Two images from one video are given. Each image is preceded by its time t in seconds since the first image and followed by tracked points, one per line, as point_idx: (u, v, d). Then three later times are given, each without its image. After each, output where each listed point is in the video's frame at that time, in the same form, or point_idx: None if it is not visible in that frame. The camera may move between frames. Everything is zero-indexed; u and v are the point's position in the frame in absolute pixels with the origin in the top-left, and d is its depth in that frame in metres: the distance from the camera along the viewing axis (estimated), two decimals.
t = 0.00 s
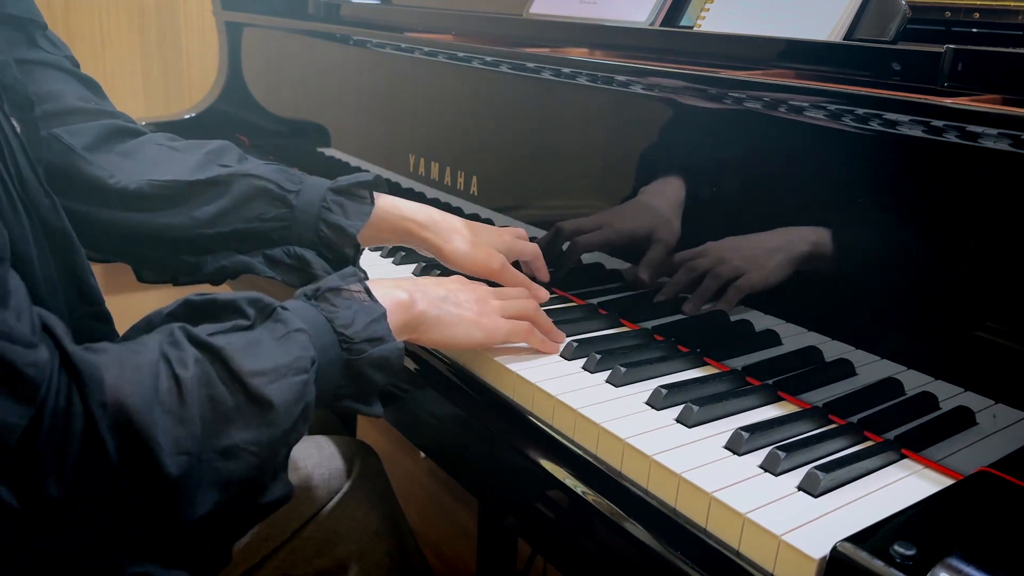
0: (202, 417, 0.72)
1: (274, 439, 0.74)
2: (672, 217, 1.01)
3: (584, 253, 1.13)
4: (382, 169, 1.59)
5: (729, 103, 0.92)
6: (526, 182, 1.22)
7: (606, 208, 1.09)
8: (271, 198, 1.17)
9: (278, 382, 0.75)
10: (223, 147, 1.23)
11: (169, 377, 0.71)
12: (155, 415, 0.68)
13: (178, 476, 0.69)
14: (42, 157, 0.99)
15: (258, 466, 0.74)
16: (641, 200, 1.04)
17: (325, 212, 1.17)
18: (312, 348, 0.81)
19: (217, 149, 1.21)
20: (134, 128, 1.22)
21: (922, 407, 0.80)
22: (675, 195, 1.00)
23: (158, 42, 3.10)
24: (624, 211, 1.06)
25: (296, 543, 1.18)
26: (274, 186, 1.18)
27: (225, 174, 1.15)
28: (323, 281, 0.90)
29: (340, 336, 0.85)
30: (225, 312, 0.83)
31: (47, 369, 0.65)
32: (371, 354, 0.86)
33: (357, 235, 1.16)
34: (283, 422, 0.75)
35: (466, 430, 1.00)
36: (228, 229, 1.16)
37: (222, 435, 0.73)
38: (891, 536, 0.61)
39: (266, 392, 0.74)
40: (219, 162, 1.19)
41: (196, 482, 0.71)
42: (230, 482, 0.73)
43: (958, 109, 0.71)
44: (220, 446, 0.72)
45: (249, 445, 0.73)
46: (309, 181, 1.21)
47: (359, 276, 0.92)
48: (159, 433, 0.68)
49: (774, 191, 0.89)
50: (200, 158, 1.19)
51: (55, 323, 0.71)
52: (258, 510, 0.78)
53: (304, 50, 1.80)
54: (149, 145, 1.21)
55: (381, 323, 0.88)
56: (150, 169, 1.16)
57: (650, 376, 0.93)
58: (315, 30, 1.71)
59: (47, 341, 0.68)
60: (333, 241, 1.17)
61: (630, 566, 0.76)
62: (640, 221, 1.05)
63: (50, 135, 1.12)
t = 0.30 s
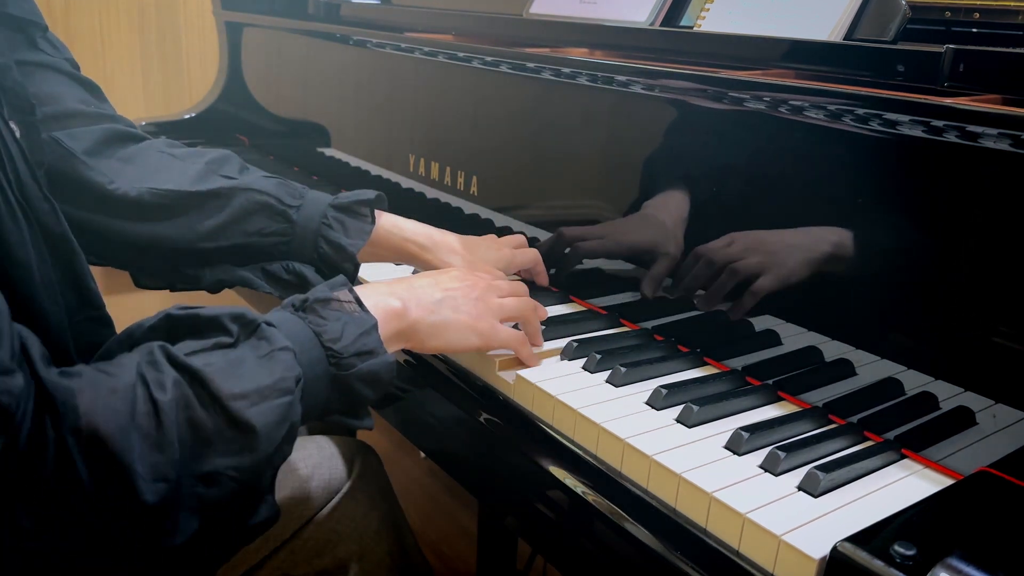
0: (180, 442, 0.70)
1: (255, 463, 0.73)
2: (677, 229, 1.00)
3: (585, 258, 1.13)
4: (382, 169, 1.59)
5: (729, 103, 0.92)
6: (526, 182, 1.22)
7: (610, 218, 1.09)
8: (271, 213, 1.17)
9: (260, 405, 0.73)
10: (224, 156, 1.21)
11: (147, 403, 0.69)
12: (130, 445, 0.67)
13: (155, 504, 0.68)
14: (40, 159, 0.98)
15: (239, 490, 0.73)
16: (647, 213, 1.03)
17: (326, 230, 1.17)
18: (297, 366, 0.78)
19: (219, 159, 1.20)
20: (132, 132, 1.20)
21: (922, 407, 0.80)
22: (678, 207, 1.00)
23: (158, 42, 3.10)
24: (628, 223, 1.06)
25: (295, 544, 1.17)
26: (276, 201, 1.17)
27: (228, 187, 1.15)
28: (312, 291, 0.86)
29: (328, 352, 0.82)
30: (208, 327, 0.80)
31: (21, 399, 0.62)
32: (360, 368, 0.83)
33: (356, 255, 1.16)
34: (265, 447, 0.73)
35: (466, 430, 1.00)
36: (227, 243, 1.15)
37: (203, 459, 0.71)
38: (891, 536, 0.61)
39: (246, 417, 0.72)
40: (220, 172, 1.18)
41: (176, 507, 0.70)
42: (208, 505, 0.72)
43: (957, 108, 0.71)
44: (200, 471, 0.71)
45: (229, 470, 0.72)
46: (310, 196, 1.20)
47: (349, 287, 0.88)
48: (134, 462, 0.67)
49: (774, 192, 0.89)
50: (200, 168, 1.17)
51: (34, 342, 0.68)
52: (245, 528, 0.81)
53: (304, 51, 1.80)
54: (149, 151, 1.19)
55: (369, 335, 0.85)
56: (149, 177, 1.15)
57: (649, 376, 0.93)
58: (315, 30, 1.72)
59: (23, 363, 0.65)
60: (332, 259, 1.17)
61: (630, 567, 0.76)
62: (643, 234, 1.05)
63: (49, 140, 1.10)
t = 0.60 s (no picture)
0: (193, 445, 0.69)
1: (269, 466, 0.71)
2: (681, 239, 1.01)
3: (589, 263, 1.13)
4: (382, 169, 1.59)
5: (729, 103, 0.92)
6: (526, 181, 1.22)
7: (615, 227, 1.09)
8: (268, 222, 1.15)
9: (272, 407, 0.71)
10: (223, 161, 1.21)
11: (160, 405, 0.68)
12: (144, 445, 0.66)
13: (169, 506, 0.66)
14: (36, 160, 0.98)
15: (254, 493, 0.72)
16: (651, 222, 1.03)
17: (322, 242, 1.16)
18: (309, 369, 0.77)
19: (218, 164, 1.20)
20: (132, 133, 1.20)
21: (922, 407, 0.80)
22: (682, 218, 0.99)
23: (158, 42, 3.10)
24: (634, 231, 1.05)
25: (296, 542, 1.16)
26: (273, 212, 1.15)
27: (225, 197, 1.14)
28: (320, 299, 0.85)
29: (339, 356, 0.80)
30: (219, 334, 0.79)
31: (35, 399, 0.62)
32: (370, 373, 0.81)
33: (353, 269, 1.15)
34: (279, 448, 0.71)
35: (466, 430, 1.00)
36: (223, 252, 1.15)
37: (215, 462, 0.70)
38: (891, 536, 0.61)
39: (259, 418, 0.70)
40: (218, 179, 1.16)
41: (189, 510, 0.69)
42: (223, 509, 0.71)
43: (957, 108, 0.71)
44: (213, 474, 0.69)
45: (243, 473, 0.70)
46: (308, 207, 1.18)
47: (356, 293, 0.87)
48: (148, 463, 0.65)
49: (774, 192, 0.89)
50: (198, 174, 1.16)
51: (45, 348, 0.68)
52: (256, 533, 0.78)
53: (304, 51, 1.80)
54: (148, 153, 1.19)
55: (380, 341, 0.83)
56: (146, 181, 1.14)
57: (649, 376, 0.93)
58: (315, 30, 1.71)
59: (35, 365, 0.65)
60: (330, 272, 1.16)
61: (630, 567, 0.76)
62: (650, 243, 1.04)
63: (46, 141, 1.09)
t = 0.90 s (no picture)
0: (245, 425, 0.69)
1: (316, 451, 0.70)
2: (683, 242, 1.00)
3: (591, 266, 1.13)
4: (382, 169, 1.59)
5: (729, 103, 0.92)
6: (526, 182, 1.22)
7: (618, 230, 1.08)
8: (266, 226, 1.14)
9: (320, 391, 0.72)
10: (224, 162, 1.20)
11: (211, 386, 0.69)
12: (196, 419, 0.66)
13: (216, 486, 0.66)
14: (32, 158, 0.97)
15: (303, 479, 0.70)
16: (654, 225, 1.02)
17: (320, 247, 1.15)
18: (355, 361, 0.77)
19: (217, 164, 1.19)
20: (131, 131, 1.20)
21: (922, 407, 0.80)
22: (683, 221, 0.99)
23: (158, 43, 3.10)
24: (637, 236, 1.05)
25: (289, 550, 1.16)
26: (270, 216, 1.14)
27: (223, 200, 1.13)
28: (363, 303, 0.86)
29: (382, 355, 0.80)
30: (266, 330, 0.80)
31: (78, 365, 0.63)
32: (413, 373, 0.80)
33: (350, 276, 1.14)
34: (327, 432, 0.71)
35: (466, 430, 1.00)
36: (220, 255, 1.14)
37: (264, 445, 0.69)
38: (891, 536, 0.61)
39: (307, 400, 0.70)
40: (217, 180, 1.16)
41: (235, 492, 0.67)
42: (272, 495, 0.69)
43: (957, 108, 0.71)
44: (262, 458, 0.69)
45: (292, 455, 0.69)
46: (307, 210, 1.17)
47: (395, 297, 0.87)
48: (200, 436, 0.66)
49: (775, 192, 0.89)
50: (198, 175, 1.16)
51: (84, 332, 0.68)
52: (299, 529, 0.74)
53: (304, 51, 1.80)
54: (148, 152, 1.19)
55: (422, 342, 0.83)
56: (145, 180, 1.14)
57: (649, 376, 0.93)
58: (315, 30, 1.71)
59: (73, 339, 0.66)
60: (328, 278, 1.15)
61: (630, 567, 0.76)
62: (652, 247, 1.04)
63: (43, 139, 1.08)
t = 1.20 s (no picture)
0: (313, 388, 0.66)
1: (382, 418, 0.67)
2: (683, 244, 1.00)
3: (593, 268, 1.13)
4: (382, 169, 1.59)
5: (729, 103, 0.91)
6: (526, 182, 1.22)
7: (619, 231, 1.08)
8: (266, 227, 1.14)
9: (387, 360, 0.69)
10: (224, 159, 1.20)
11: (280, 348, 0.67)
12: (265, 378, 0.63)
13: (285, 442, 0.62)
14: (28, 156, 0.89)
15: (368, 446, 0.67)
16: (654, 227, 1.02)
17: (319, 249, 1.14)
18: (417, 337, 0.74)
19: (218, 163, 1.19)
20: (132, 125, 1.20)
21: (922, 407, 0.80)
22: (683, 223, 0.99)
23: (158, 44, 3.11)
24: (639, 238, 1.05)
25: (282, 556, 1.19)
26: (269, 216, 1.14)
27: (223, 200, 1.13)
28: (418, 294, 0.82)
29: (442, 342, 0.76)
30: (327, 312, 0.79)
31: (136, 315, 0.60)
32: (472, 361, 0.76)
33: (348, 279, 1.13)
34: (392, 399, 0.68)
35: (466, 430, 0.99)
36: (219, 255, 1.14)
37: (330, 411, 0.66)
38: (892, 536, 0.61)
39: (375, 366, 0.68)
40: (218, 177, 1.16)
41: (302, 453, 0.64)
42: (337, 460, 0.65)
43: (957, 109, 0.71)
44: (328, 423, 0.66)
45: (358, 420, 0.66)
46: (308, 210, 1.16)
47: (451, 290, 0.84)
48: (270, 393, 0.63)
49: (776, 191, 0.89)
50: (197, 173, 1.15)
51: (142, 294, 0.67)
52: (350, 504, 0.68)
53: (304, 51, 1.80)
54: (149, 148, 1.19)
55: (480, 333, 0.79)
56: (144, 178, 1.14)
57: (649, 376, 0.93)
58: (315, 30, 1.71)
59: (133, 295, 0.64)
60: (325, 279, 1.14)
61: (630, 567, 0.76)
62: (653, 249, 1.04)
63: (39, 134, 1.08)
